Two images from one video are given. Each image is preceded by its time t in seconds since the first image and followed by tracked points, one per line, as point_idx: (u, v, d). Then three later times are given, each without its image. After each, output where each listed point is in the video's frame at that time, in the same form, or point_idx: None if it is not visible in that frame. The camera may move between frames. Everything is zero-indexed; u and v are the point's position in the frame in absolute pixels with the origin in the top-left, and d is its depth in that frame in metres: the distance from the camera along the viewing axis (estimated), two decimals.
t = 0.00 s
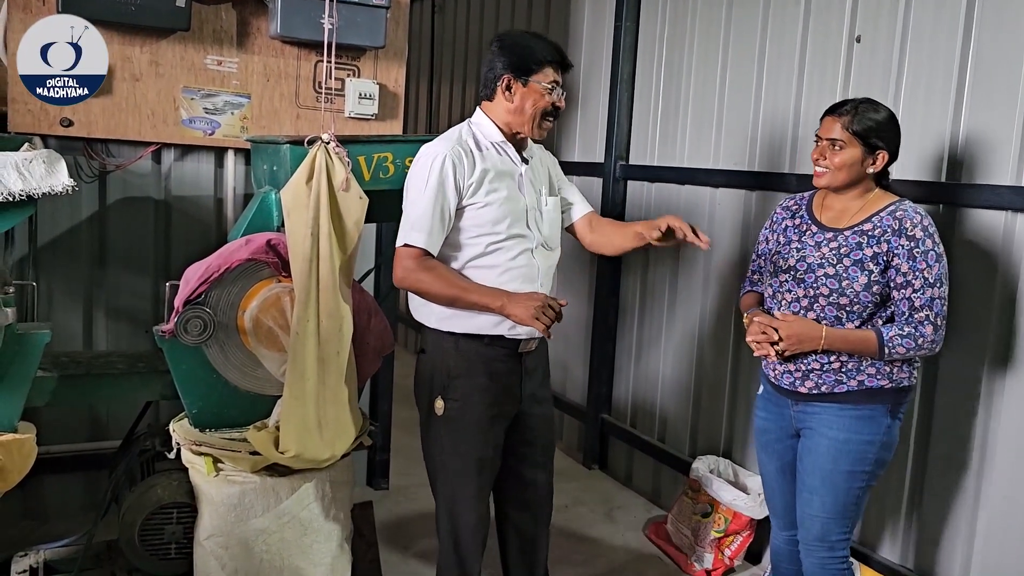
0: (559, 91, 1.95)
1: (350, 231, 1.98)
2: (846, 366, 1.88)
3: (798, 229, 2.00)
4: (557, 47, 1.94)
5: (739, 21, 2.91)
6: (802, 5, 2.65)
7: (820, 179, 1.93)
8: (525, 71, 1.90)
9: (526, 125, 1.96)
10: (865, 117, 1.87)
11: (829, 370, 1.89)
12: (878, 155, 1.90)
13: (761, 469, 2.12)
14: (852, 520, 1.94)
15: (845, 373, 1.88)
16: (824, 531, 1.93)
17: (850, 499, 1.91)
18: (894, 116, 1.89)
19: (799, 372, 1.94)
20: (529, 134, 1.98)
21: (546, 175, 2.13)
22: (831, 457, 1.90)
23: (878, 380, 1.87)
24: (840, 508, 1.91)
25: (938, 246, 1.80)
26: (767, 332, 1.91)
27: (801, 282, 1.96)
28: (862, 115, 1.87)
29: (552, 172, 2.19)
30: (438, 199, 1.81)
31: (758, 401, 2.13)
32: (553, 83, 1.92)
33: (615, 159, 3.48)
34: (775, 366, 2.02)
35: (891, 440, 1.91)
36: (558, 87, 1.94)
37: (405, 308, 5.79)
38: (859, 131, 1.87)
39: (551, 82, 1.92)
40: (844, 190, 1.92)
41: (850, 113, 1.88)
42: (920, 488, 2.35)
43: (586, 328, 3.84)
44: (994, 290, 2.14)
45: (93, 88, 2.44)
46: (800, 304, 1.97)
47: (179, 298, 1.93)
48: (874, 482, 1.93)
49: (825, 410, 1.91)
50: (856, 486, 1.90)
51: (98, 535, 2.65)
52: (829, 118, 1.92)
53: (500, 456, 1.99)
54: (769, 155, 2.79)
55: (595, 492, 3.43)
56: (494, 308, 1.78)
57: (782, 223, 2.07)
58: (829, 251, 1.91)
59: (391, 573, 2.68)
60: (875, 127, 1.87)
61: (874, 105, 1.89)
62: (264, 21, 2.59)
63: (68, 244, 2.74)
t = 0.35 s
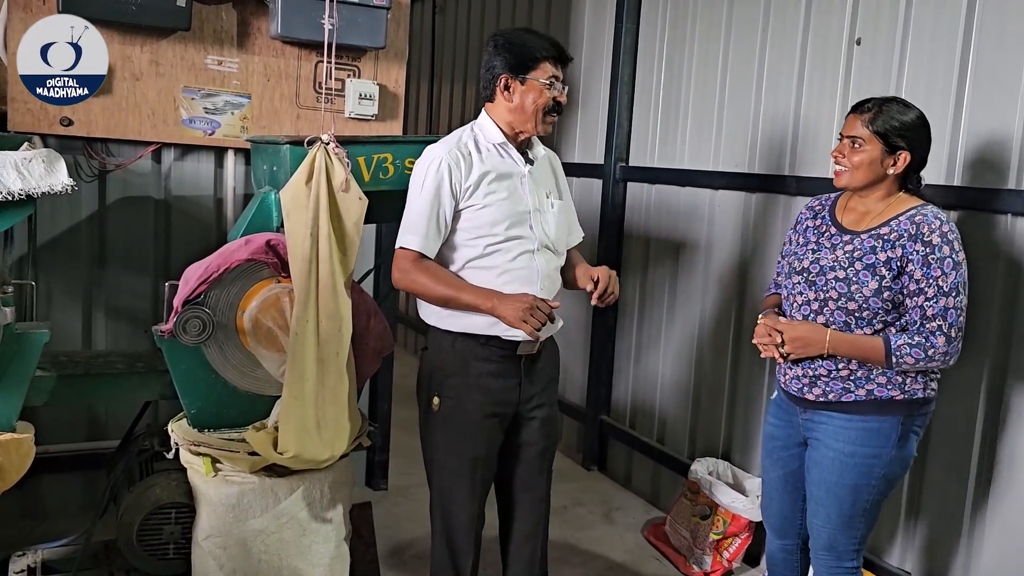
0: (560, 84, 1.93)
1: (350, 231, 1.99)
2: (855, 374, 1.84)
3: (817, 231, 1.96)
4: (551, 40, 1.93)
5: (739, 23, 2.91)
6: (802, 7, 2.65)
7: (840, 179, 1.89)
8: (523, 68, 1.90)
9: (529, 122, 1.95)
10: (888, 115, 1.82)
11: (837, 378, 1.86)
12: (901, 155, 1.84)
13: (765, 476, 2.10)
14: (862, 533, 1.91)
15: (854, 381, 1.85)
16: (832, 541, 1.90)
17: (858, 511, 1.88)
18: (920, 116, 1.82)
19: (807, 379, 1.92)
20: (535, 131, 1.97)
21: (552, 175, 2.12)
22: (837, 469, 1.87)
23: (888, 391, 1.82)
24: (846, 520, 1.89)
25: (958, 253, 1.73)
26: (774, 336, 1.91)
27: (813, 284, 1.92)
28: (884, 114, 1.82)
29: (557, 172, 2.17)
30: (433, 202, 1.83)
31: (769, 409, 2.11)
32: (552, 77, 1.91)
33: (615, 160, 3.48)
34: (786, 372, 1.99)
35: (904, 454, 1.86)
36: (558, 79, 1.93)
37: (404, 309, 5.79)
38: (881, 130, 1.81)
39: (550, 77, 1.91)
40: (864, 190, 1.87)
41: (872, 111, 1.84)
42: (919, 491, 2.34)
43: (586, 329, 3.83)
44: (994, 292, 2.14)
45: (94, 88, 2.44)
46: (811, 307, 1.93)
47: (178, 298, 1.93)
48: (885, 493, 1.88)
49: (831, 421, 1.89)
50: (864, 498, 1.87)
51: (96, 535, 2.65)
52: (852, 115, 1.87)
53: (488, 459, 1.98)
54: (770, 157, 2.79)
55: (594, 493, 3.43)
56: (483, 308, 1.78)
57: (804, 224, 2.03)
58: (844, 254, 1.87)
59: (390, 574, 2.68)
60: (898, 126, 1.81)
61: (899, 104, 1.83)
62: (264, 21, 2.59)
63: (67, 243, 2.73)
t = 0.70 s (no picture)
0: (566, 85, 1.94)
1: (344, 229, 1.99)
2: (858, 378, 1.84)
3: (823, 230, 1.97)
4: (558, 40, 1.93)
5: (733, 23, 2.92)
6: (796, 7, 2.66)
7: (846, 181, 1.88)
8: (529, 68, 1.90)
9: (534, 122, 1.95)
10: (890, 114, 1.82)
11: (839, 382, 1.86)
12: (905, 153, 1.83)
13: (762, 478, 2.10)
14: (862, 538, 1.91)
15: (856, 385, 1.84)
16: (832, 543, 1.91)
17: (858, 515, 1.88)
18: (924, 114, 1.82)
19: (808, 382, 1.92)
20: (540, 131, 1.97)
21: (560, 173, 2.11)
22: (838, 472, 1.88)
23: (891, 396, 1.82)
24: (847, 524, 1.89)
25: (962, 255, 1.72)
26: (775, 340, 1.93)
27: (815, 285, 1.92)
28: (886, 113, 1.82)
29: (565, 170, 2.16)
30: (439, 199, 1.83)
31: (771, 409, 2.12)
32: (558, 77, 1.91)
33: (609, 160, 3.49)
34: (788, 374, 2.00)
35: (906, 460, 1.85)
36: (564, 80, 1.93)
37: (399, 308, 5.78)
38: (884, 129, 1.82)
39: (556, 77, 1.91)
40: (869, 190, 1.86)
41: (874, 110, 1.84)
42: (910, 492, 2.35)
43: (580, 328, 3.84)
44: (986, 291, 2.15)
45: (93, 89, 2.45)
46: (813, 308, 1.94)
47: (171, 298, 1.93)
48: (886, 499, 1.88)
49: (833, 424, 1.89)
50: (865, 503, 1.87)
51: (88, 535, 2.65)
52: (855, 116, 1.88)
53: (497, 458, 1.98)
54: (763, 157, 2.80)
55: (588, 492, 3.43)
56: (491, 302, 1.78)
57: (811, 223, 2.04)
58: (847, 254, 1.87)
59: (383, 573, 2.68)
60: (900, 124, 1.81)
61: (902, 103, 1.83)
62: (257, 20, 2.59)
63: (60, 243, 2.72)
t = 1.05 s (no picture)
0: (567, 90, 1.92)
1: (334, 224, 1.99)
2: (845, 372, 1.86)
3: (812, 224, 1.97)
4: (565, 43, 1.90)
5: (726, 17, 2.91)
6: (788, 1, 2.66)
7: (837, 175, 1.90)
8: (530, 70, 1.88)
9: (534, 125, 1.95)
10: (886, 112, 1.81)
11: (828, 374, 1.88)
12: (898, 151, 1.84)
13: (756, 471, 2.11)
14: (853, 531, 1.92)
15: (844, 378, 1.86)
16: (824, 535, 1.92)
17: (850, 507, 1.89)
18: (918, 112, 1.82)
19: (798, 374, 1.93)
20: (540, 132, 1.96)
21: (561, 169, 2.11)
22: (829, 465, 1.88)
23: (879, 388, 1.83)
24: (837, 517, 1.90)
25: (951, 250, 1.73)
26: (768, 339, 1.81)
27: (804, 277, 1.93)
28: (882, 109, 1.81)
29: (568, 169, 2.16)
30: (440, 192, 1.83)
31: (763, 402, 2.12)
32: (558, 82, 1.89)
33: (602, 154, 3.48)
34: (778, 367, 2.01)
35: (895, 452, 1.86)
36: (566, 86, 1.91)
37: (391, 303, 5.77)
38: (878, 127, 1.81)
39: (555, 83, 1.89)
40: (861, 186, 1.88)
41: (870, 107, 1.83)
42: (901, 485, 2.36)
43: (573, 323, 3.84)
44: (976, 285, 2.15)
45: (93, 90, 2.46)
46: (803, 300, 1.94)
47: (161, 292, 1.92)
48: (877, 492, 1.89)
49: (823, 417, 1.89)
50: (856, 496, 1.88)
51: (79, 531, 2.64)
52: (851, 110, 1.86)
53: (492, 453, 1.98)
54: (755, 151, 2.80)
55: (581, 487, 3.44)
56: (491, 293, 1.78)
57: (800, 218, 2.05)
58: (836, 247, 1.88)
59: (375, 568, 2.68)
60: (895, 123, 1.80)
61: (897, 98, 1.82)
62: (248, 13, 2.58)
63: (50, 237, 2.71)
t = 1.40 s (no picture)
0: (566, 77, 1.93)
1: (328, 217, 1.98)
2: (830, 362, 1.86)
3: (793, 214, 1.97)
4: (562, 33, 1.93)
5: (719, 12, 2.92)
6: None
7: (821, 165, 1.90)
8: (530, 59, 1.90)
9: (535, 114, 1.94)
10: (869, 104, 1.82)
11: (812, 363, 1.88)
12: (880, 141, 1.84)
13: (750, 465, 2.12)
14: (847, 519, 1.93)
15: (828, 368, 1.87)
16: (819, 524, 1.93)
17: (842, 495, 1.90)
18: (900, 103, 1.82)
19: (783, 363, 1.94)
20: (541, 122, 1.96)
21: (563, 165, 2.11)
22: (819, 455, 1.89)
23: (863, 376, 1.85)
24: (831, 506, 1.91)
25: (932, 239, 1.76)
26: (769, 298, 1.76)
27: (787, 265, 1.93)
28: (865, 101, 1.82)
29: (570, 161, 2.16)
30: (434, 187, 1.85)
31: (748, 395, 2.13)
32: (559, 69, 1.90)
33: (596, 149, 3.49)
34: (761, 357, 2.02)
35: (880, 437, 1.89)
36: (565, 73, 1.92)
37: (385, 298, 5.77)
38: (861, 118, 1.82)
39: (556, 70, 1.90)
40: (843, 176, 1.88)
41: (853, 98, 1.84)
42: (892, 479, 2.37)
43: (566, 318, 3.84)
44: (967, 279, 2.15)
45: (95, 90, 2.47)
46: (786, 287, 1.94)
47: (154, 287, 1.92)
48: (866, 478, 1.90)
49: (809, 409, 1.90)
50: (847, 484, 1.89)
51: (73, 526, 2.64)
52: (834, 101, 1.87)
53: (486, 446, 1.98)
54: (748, 146, 2.80)
55: (575, 481, 3.45)
56: (479, 288, 1.79)
57: (780, 208, 2.04)
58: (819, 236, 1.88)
59: (369, 562, 2.68)
60: (877, 114, 1.81)
61: (880, 91, 1.83)
62: (241, 8, 2.57)
63: (43, 232, 2.70)
